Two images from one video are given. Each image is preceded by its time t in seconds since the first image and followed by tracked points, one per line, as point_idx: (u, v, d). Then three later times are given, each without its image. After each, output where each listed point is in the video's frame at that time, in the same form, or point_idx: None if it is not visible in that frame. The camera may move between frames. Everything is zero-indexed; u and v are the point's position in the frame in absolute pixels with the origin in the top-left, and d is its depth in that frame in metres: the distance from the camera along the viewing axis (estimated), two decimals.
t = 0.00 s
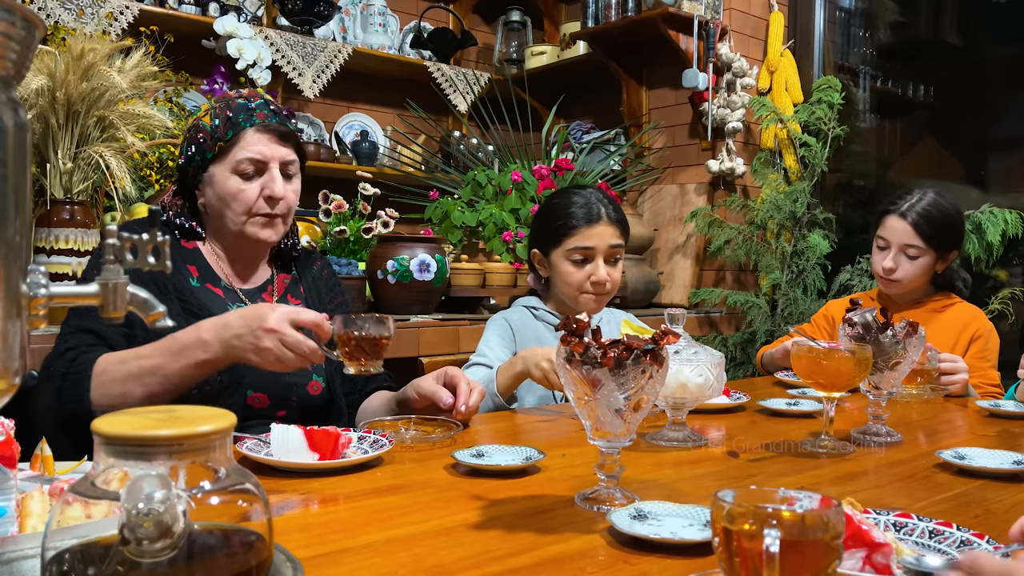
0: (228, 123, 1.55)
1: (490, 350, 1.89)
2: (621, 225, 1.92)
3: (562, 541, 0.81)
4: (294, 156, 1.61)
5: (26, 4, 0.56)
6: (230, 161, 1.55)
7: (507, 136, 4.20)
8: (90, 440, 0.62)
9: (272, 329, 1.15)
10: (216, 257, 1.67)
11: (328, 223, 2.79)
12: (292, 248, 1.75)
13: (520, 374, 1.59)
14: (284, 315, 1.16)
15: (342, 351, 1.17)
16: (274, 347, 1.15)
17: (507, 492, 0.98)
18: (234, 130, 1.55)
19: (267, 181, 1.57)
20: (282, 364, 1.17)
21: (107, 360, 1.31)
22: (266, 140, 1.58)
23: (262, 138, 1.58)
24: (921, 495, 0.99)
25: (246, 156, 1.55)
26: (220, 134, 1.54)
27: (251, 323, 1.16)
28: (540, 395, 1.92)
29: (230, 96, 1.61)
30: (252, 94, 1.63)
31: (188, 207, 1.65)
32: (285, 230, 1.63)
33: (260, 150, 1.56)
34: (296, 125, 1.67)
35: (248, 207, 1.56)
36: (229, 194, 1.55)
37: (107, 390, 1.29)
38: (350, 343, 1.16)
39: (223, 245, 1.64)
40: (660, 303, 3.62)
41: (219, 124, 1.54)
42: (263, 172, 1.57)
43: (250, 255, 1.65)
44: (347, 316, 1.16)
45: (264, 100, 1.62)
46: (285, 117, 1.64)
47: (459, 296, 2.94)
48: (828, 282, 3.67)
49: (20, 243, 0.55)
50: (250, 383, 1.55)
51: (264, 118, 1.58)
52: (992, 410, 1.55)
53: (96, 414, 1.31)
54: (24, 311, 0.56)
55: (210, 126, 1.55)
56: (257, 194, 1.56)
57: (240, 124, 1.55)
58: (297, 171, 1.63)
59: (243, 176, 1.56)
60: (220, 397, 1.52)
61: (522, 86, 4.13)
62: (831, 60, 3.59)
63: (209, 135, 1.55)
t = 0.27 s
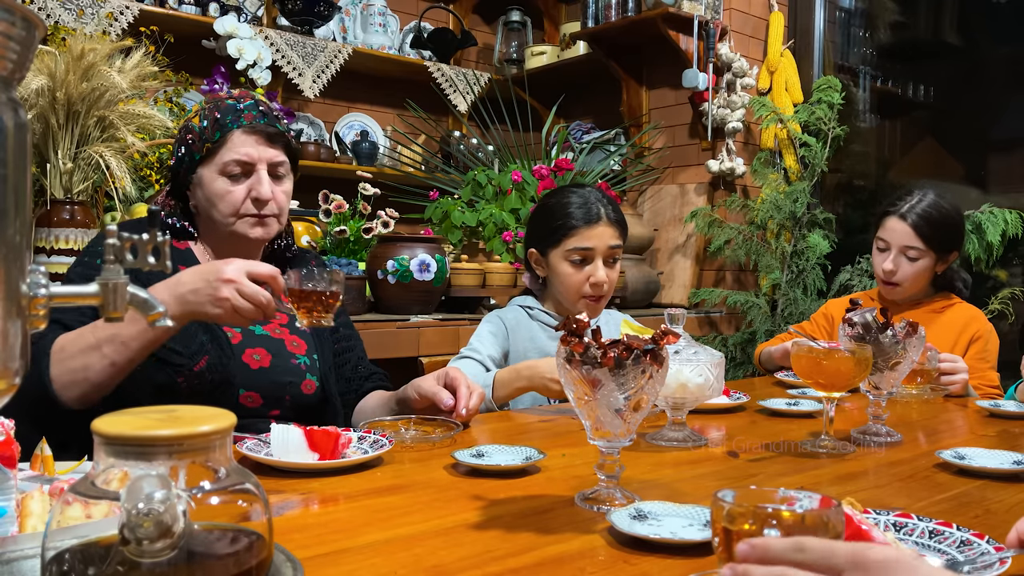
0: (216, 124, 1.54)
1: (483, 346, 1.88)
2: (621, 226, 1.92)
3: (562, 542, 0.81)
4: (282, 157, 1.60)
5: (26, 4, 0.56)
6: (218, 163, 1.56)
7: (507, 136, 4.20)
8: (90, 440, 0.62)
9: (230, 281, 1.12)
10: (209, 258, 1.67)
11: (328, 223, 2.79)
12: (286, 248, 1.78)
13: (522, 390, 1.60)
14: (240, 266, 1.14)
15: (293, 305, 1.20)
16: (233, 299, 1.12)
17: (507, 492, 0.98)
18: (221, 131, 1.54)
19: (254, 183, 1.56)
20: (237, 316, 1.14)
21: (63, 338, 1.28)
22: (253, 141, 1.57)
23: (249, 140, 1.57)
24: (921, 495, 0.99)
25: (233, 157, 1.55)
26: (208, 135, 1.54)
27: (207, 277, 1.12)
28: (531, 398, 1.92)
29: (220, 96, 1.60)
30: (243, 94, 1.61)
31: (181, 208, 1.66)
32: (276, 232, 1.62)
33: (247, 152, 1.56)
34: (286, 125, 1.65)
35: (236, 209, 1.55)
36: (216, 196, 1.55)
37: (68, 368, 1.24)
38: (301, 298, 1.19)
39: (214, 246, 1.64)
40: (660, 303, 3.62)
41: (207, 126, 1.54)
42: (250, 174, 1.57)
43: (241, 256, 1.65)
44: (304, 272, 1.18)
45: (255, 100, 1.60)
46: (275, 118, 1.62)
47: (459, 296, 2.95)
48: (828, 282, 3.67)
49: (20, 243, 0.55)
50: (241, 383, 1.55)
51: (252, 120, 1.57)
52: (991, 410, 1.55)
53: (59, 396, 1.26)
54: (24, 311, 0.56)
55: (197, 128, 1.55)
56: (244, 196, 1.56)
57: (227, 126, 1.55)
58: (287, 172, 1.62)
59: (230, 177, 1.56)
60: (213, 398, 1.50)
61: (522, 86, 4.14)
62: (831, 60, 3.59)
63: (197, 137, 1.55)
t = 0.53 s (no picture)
0: (203, 126, 1.55)
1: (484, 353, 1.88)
2: (624, 227, 1.92)
3: (562, 542, 0.81)
4: (271, 160, 1.59)
5: (26, 4, 0.56)
6: (204, 166, 1.55)
7: (507, 136, 4.20)
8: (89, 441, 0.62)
9: (201, 254, 1.22)
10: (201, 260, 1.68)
11: (328, 223, 2.79)
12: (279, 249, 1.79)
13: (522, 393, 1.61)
14: (210, 241, 1.25)
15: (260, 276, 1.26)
16: (206, 269, 1.22)
17: (507, 493, 0.98)
18: (208, 134, 1.54)
19: (241, 186, 1.55)
20: (214, 286, 1.24)
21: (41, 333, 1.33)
22: (240, 143, 1.57)
23: (236, 142, 1.56)
24: (921, 495, 0.99)
25: (219, 160, 1.54)
26: (195, 138, 1.54)
27: (180, 252, 1.23)
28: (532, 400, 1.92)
29: (210, 98, 1.60)
30: (233, 95, 1.61)
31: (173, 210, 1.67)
32: (265, 233, 1.61)
33: (233, 154, 1.55)
34: (275, 126, 1.64)
35: (223, 211, 1.56)
36: (204, 199, 1.56)
37: (50, 361, 1.28)
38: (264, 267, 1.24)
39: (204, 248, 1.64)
40: (660, 303, 3.62)
41: (194, 128, 1.54)
42: (237, 176, 1.56)
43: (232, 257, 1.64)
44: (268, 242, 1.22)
45: (243, 102, 1.59)
46: (265, 120, 1.61)
47: (459, 296, 2.95)
48: (828, 282, 3.67)
49: (20, 243, 0.55)
50: (235, 382, 1.56)
51: (239, 122, 1.56)
52: (991, 410, 1.55)
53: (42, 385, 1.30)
54: (25, 311, 0.56)
55: (186, 130, 1.55)
56: (231, 199, 1.56)
57: (214, 128, 1.54)
58: (276, 173, 1.61)
59: (217, 180, 1.56)
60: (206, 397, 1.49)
61: (522, 86, 4.14)
62: (831, 60, 3.59)
63: (185, 139, 1.55)
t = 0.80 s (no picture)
0: (198, 130, 1.54)
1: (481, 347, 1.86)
2: (624, 229, 1.92)
3: (562, 542, 0.81)
4: (266, 163, 1.59)
5: (26, 4, 0.56)
6: (199, 169, 1.56)
7: (507, 136, 4.20)
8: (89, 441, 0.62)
9: (194, 241, 1.30)
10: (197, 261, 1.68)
11: (328, 223, 2.79)
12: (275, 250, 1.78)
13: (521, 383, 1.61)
14: (201, 231, 1.32)
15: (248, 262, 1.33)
16: (199, 256, 1.29)
17: (507, 493, 0.98)
18: (203, 137, 1.54)
19: (236, 189, 1.56)
20: (208, 274, 1.31)
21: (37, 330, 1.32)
22: (235, 147, 1.57)
23: (231, 146, 1.56)
24: (921, 495, 0.99)
25: (213, 164, 1.54)
26: (190, 141, 1.54)
27: (174, 242, 1.30)
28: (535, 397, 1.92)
29: (205, 100, 1.59)
30: (228, 96, 1.60)
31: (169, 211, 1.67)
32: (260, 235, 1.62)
33: (228, 158, 1.55)
34: (270, 127, 1.64)
35: (218, 214, 1.56)
36: (199, 202, 1.56)
37: (47, 356, 1.29)
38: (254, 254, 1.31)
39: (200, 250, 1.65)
40: (660, 303, 3.62)
41: (189, 131, 1.54)
42: (232, 180, 1.57)
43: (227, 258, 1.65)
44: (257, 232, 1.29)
45: (239, 104, 1.58)
46: (260, 122, 1.60)
47: (458, 296, 2.95)
48: (828, 282, 3.67)
49: (20, 243, 0.55)
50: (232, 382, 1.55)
51: (234, 125, 1.55)
52: (991, 410, 1.55)
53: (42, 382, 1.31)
54: (25, 311, 0.56)
55: (181, 132, 1.55)
56: (226, 202, 1.56)
57: (209, 131, 1.54)
58: (271, 176, 1.61)
59: (211, 183, 1.56)
60: (204, 397, 1.49)
61: (522, 86, 4.13)
62: (831, 60, 3.60)
63: (180, 141, 1.55)
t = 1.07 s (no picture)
0: (200, 130, 1.53)
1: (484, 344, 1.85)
2: (622, 232, 1.91)
3: (562, 542, 0.81)
4: (268, 164, 1.59)
5: (26, 4, 0.56)
6: (201, 170, 1.55)
7: (507, 136, 4.21)
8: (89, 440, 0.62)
9: (192, 234, 1.30)
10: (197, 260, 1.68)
11: (328, 223, 2.79)
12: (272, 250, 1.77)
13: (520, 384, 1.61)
14: (202, 223, 1.34)
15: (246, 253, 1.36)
16: (199, 247, 1.30)
17: (507, 493, 0.98)
18: (204, 138, 1.54)
19: (238, 190, 1.56)
20: (208, 265, 1.31)
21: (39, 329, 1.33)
22: (237, 148, 1.57)
23: (233, 147, 1.56)
24: (921, 495, 0.99)
25: (215, 165, 1.54)
26: (191, 141, 1.54)
27: (174, 232, 1.31)
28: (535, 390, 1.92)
29: (206, 100, 1.59)
30: (229, 97, 1.60)
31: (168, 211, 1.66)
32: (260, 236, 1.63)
33: (230, 159, 1.55)
34: (271, 128, 1.64)
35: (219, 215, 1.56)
36: (200, 203, 1.56)
37: (50, 352, 1.29)
38: (253, 246, 1.34)
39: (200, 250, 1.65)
40: (660, 303, 3.62)
41: (191, 131, 1.53)
42: (234, 181, 1.57)
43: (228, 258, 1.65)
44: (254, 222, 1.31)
45: (240, 105, 1.58)
46: (261, 123, 1.61)
47: (458, 296, 2.95)
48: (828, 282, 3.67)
49: (20, 243, 0.55)
50: (232, 382, 1.55)
51: (235, 126, 1.56)
52: (991, 410, 1.55)
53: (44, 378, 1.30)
54: (25, 311, 0.56)
55: (182, 133, 1.54)
56: (227, 203, 1.56)
57: (210, 132, 1.53)
58: (273, 177, 1.62)
59: (213, 184, 1.56)
60: (204, 397, 1.50)
61: (522, 86, 4.13)
62: (831, 60, 3.60)
63: (181, 142, 1.54)
